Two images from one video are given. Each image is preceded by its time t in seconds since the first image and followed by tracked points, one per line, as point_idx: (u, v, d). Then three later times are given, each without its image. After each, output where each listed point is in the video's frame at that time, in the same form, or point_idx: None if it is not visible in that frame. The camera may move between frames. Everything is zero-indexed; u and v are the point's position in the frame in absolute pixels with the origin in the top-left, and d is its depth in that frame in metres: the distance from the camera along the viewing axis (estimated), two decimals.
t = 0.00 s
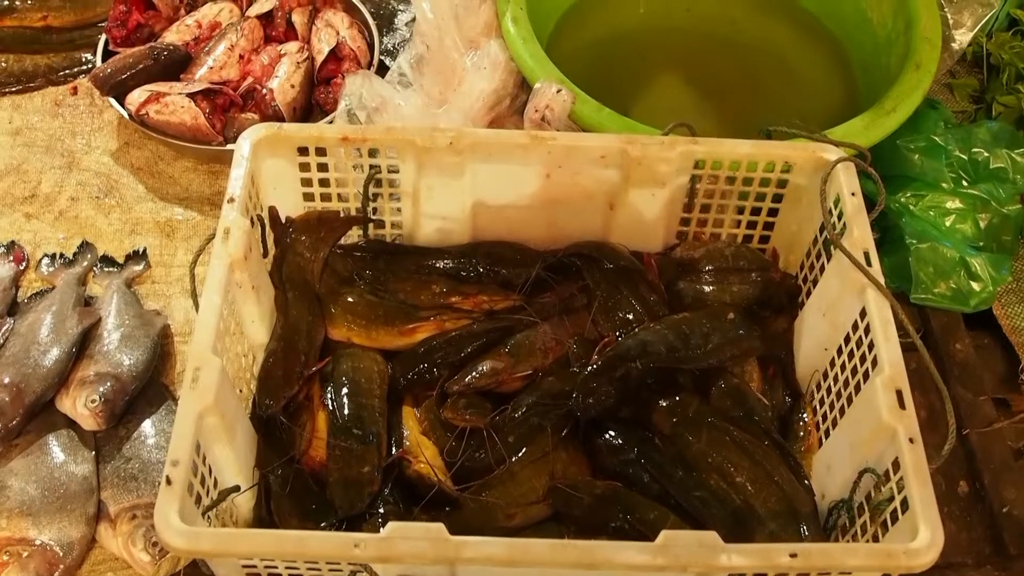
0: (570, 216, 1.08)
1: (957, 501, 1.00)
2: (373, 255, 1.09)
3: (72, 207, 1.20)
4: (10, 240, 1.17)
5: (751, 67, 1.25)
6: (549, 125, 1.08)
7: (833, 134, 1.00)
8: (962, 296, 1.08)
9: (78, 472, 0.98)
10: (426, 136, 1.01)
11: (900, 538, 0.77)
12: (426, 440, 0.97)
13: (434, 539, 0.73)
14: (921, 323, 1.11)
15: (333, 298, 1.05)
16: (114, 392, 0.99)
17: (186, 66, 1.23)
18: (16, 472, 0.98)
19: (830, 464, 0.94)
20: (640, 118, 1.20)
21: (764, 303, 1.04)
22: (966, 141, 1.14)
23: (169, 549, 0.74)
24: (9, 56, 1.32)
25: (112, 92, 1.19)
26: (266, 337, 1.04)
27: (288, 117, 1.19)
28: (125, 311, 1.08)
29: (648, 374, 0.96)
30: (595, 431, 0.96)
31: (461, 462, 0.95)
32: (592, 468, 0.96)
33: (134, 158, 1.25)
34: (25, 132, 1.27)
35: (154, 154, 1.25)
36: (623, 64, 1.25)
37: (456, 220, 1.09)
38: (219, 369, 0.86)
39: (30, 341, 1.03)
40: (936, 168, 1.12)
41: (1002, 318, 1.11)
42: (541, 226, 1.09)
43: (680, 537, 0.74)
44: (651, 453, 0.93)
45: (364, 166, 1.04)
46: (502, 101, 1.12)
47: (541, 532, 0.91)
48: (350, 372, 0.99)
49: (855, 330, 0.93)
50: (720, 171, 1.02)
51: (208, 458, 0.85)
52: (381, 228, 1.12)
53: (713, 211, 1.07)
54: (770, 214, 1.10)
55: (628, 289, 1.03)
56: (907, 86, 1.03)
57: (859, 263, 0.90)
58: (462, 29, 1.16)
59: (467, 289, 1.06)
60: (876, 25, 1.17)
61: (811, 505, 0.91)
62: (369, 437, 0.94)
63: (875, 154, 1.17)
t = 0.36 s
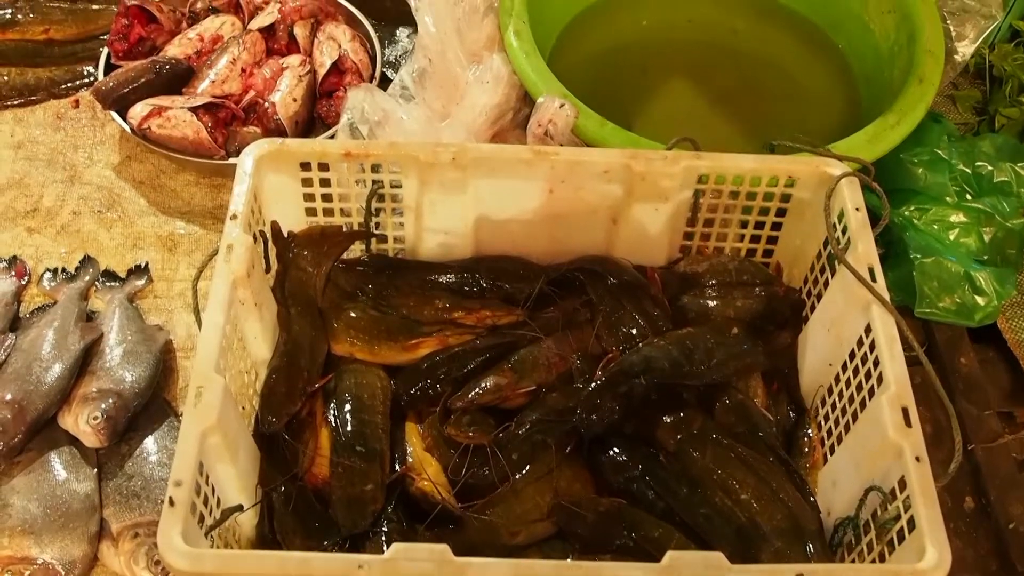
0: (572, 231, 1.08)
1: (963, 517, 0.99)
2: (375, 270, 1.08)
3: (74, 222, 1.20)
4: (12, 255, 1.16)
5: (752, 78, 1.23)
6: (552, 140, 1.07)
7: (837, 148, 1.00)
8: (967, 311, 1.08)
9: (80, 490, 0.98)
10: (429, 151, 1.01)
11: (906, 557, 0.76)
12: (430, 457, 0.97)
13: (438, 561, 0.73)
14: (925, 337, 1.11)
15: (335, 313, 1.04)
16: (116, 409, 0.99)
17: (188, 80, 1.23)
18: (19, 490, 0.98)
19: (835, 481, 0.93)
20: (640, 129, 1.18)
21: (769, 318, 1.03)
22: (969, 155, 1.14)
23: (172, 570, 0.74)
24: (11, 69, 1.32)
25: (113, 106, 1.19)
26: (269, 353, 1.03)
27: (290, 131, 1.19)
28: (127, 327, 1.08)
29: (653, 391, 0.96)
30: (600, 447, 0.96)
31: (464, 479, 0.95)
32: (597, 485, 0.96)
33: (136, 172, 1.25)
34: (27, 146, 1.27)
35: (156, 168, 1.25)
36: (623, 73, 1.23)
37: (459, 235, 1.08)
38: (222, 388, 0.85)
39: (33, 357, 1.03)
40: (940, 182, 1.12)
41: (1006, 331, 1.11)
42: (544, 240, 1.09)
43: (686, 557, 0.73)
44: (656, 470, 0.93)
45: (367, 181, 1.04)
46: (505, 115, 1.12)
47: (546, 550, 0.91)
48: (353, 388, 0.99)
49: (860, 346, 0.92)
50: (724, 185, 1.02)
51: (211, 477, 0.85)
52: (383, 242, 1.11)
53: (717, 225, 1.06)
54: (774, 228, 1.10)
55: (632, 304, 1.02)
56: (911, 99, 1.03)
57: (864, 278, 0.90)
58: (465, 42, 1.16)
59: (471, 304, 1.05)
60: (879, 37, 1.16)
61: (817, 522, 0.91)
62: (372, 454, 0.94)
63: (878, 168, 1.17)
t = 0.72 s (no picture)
0: (581, 258, 1.09)
1: (975, 546, 1.00)
2: (387, 295, 1.10)
3: (89, 247, 1.21)
4: (28, 280, 1.18)
5: (756, 101, 1.22)
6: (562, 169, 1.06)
7: (844, 177, 1.00)
8: (976, 338, 1.08)
9: (94, 517, 0.99)
10: (441, 180, 1.01)
11: None
12: (441, 485, 0.98)
13: None
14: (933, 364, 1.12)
15: (347, 339, 1.05)
16: (131, 436, 1.00)
17: (202, 107, 1.24)
18: (34, 516, 0.99)
19: (846, 510, 0.94)
20: (645, 154, 1.16)
21: (778, 345, 1.04)
22: (976, 182, 1.14)
23: None
24: (27, 96, 1.34)
25: (128, 133, 1.21)
26: (282, 380, 1.04)
27: (302, 157, 1.20)
28: (141, 353, 1.09)
29: (662, 418, 0.96)
30: (611, 474, 0.97)
31: (474, 508, 0.95)
32: (608, 514, 0.97)
33: (149, 198, 1.26)
34: (43, 172, 1.29)
35: (169, 194, 1.26)
36: (625, 97, 1.21)
37: (469, 262, 1.09)
38: (238, 417, 0.86)
39: (48, 383, 1.04)
40: (948, 210, 1.13)
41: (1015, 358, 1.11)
42: (553, 267, 1.10)
43: None
44: (668, 499, 0.93)
45: (379, 209, 1.05)
46: (514, 142, 1.11)
47: None
48: (365, 416, 0.99)
49: (870, 375, 0.93)
50: (732, 214, 1.02)
51: (226, 506, 0.86)
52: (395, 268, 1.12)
53: (726, 253, 1.07)
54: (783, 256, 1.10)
55: (641, 330, 1.03)
56: (916, 127, 1.03)
57: (873, 307, 0.91)
58: (475, 70, 1.16)
59: (482, 331, 1.06)
60: (883, 62, 1.16)
61: (828, 551, 0.91)
62: (385, 481, 0.94)
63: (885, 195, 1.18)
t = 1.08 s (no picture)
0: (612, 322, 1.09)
1: None
2: (420, 358, 1.11)
3: (127, 308, 1.24)
4: (68, 341, 1.21)
5: (784, 166, 1.23)
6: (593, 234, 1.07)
7: (874, 243, 1.02)
8: (1011, 405, 1.08)
9: None
10: (475, 246, 1.03)
11: None
12: (474, 549, 0.98)
13: None
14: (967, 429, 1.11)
15: (380, 403, 1.06)
16: (169, 498, 1.01)
17: (238, 171, 1.26)
18: None
19: None
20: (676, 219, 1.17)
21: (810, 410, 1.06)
22: (1006, 248, 1.15)
23: None
24: (68, 157, 1.39)
25: (167, 196, 1.24)
26: (317, 445, 1.03)
27: (336, 221, 1.21)
28: (178, 415, 1.10)
29: (696, 483, 0.98)
30: (644, 541, 0.97)
31: (511, 574, 0.96)
32: None
33: (186, 259, 1.28)
34: (82, 234, 1.33)
35: (205, 255, 1.28)
36: (655, 162, 1.23)
37: (502, 325, 1.10)
38: (278, 482, 0.88)
39: (87, 444, 1.05)
40: (978, 276, 1.14)
41: None
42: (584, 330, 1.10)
43: None
44: (700, 564, 0.95)
45: (414, 274, 1.06)
46: (545, 207, 1.12)
47: None
48: (399, 480, 1.00)
49: (905, 443, 0.93)
50: (762, 279, 1.03)
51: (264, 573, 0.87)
52: (427, 331, 1.13)
53: (757, 318, 1.07)
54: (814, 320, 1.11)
55: (672, 395, 1.06)
56: (945, 192, 1.04)
57: (907, 375, 0.91)
58: (506, 135, 1.17)
59: (514, 396, 1.07)
60: (909, 127, 1.17)
61: None
62: (419, 545, 0.96)
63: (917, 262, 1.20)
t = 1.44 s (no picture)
0: (657, 397, 1.10)
1: None
2: (464, 431, 1.12)
3: (177, 377, 1.27)
4: (120, 409, 1.24)
5: (824, 241, 1.25)
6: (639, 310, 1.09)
7: (917, 320, 1.04)
8: None
9: None
10: (523, 320, 1.05)
11: None
12: None
13: None
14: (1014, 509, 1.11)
15: (427, 474, 1.08)
16: (218, 566, 1.03)
17: (289, 244, 1.29)
18: None
19: None
20: (719, 293, 1.19)
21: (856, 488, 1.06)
22: None
23: None
24: (122, 228, 1.45)
25: (218, 267, 1.27)
26: (367, 515, 1.04)
27: (383, 294, 1.23)
28: (228, 484, 1.12)
29: (743, 560, 1.00)
30: None
31: None
32: None
33: (235, 329, 1.32)
34: (134, 302, 1.38)
35: (254, 325, 1.32)
36: (696, 236, 1.25)
37: (548, 399, 1.11)
38: (331, 555, 0.91)
39: (139, 511, 1.08)
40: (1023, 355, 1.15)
41: None
42: (628, 405, 1.12)
43: None
44: None
45: (462, 347, 1.08)
46: (590, 282, 1.14)
47: None
48: (446, 552, 1.03)
49: (953, 523, 0.93)
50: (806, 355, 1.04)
51: None
52: (474, 404, 1.14)
53: (801, 395, 1.09)
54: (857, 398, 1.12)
55: (717, 471, 1.08)
56: (988, 273, 1.06)
57: (954, 455, 0.92)
58: (552, 211, 1.21)
59: (560, 469, 1.09)
60: (949, 206, 1.19)
61: None
62: None
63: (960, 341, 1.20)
